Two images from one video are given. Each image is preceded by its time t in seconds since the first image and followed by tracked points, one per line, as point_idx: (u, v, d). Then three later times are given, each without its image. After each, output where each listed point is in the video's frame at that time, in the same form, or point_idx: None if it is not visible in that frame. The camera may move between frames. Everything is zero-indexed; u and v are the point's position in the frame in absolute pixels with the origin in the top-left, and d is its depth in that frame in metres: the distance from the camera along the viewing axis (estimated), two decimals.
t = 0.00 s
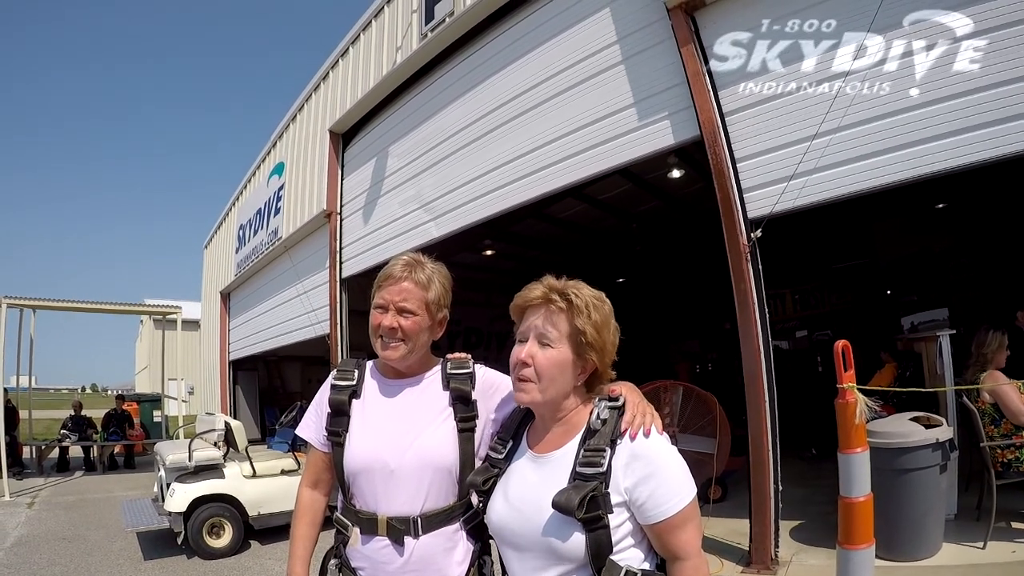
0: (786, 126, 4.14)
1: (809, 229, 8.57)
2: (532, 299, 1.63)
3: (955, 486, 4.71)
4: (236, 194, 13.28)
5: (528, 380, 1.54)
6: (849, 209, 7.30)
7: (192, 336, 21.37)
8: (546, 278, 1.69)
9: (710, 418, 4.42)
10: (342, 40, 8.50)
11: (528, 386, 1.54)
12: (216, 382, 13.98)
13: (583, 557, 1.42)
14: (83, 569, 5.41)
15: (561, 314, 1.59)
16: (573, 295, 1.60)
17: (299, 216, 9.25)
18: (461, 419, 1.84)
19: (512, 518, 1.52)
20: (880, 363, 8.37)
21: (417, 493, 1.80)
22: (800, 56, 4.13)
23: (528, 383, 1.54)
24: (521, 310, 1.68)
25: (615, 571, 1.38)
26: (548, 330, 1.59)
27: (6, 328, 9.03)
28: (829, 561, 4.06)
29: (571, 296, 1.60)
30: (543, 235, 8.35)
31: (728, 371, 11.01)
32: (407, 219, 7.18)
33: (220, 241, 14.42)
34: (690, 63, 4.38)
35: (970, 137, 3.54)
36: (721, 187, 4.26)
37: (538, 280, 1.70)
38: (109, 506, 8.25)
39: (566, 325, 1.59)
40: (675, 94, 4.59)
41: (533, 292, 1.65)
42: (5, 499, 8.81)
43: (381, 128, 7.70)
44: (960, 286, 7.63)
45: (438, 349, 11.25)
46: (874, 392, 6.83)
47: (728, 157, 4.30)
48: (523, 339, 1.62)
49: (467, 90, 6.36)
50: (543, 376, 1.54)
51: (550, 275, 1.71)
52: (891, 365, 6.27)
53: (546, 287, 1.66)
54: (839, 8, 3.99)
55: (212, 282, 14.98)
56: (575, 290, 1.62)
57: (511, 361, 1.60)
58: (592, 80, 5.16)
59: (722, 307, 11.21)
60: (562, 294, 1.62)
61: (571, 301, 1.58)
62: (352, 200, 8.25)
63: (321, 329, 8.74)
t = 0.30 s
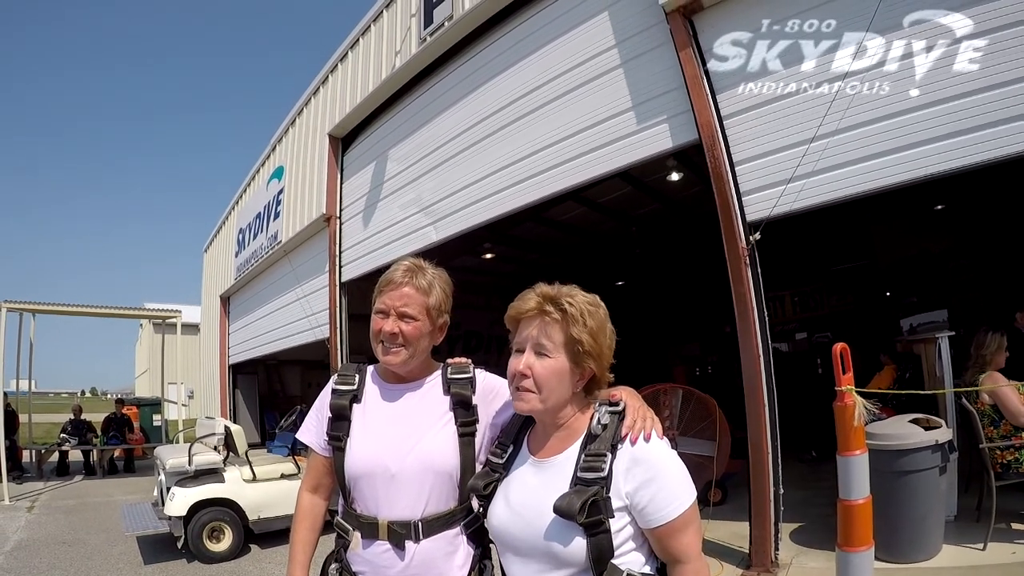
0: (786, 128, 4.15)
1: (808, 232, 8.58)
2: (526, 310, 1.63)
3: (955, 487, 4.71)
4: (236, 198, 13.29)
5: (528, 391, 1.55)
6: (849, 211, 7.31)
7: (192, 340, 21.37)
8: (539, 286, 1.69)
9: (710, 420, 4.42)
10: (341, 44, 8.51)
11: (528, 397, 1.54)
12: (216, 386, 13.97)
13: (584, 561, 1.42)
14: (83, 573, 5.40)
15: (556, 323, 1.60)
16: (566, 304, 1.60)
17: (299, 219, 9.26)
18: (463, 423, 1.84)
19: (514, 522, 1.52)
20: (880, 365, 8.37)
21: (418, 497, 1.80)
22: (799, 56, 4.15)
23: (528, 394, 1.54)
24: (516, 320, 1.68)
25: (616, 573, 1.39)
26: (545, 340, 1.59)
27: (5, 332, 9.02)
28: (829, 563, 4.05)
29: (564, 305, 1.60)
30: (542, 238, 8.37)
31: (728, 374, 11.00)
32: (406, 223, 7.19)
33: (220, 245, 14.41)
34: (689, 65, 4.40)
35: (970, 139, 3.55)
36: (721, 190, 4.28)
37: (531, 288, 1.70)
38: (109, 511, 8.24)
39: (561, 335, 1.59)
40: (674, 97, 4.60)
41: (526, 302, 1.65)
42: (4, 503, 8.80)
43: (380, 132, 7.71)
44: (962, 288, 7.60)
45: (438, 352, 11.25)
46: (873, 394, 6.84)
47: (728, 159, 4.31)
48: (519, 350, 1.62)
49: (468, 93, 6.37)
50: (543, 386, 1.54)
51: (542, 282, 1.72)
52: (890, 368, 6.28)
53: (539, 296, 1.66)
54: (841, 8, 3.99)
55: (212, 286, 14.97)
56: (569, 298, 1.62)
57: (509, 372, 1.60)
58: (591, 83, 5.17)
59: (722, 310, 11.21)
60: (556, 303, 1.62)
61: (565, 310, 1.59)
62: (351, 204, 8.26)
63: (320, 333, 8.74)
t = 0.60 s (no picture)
0: (788, 127, 4.14)
1: (811, 230, 8.56)
2: (538, 301, 1.64)
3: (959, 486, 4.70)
4: (239, 196, 13.31)
5: (536, 381, 1.55)
6: (853, 209, 7.29)
7: (196, 339, 21.41)
8: (551, 280, 1.70)
9: (714, 418, 4.42)
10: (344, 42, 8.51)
11: (536, 387, 1.54)
12: (220, 384, 14.01)
13: (590, 557, 1.42)
14: (88, 569, 5.43)
15: (567, 316, 1.60)
16: (579, 297, 1.61)
17: (302, 218, 9.28)
18: (468, 421, 1.85)
19: (520, 518, 1.52)
20: (884, 363, 8.35)
21: (424, 494, 1.80)
22: (800, 55, 4.14)
23: (536, 383, 1.55)
24: (528, 313, 1.69)
25: (622, 570, 1.39)
26: (556, 331, 1.59)
27: (10, 330, 9.05)
28: (832, 561, 4.05)
29: (577, 298, 1.60)
30: (546, 236, 8.37)
31: (732, 372, 11.00)
32: (410, 221, 7.20)
33: (224, 243, 14.43)
34: (692, 64, 4.39)
35: (973, 137, 3.54)
36: (724, 189, 4.27)
37: (544, 282, 1.71)
38: (114, 507, 8.28)
39: (573, 327, 1.59)
40: (677, 95, 4.59)
41: (539, 294, 1.65)
42: (9, 500, 8.84)
43: (383, 131, 7.71)
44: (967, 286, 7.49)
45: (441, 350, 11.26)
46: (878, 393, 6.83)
47: (731, 158, 4.31)
48: (529, 341, 1.63)
49: (470, 92, 6.37)
50: (551, 377, 1.54)
51: (555, 277, 1.72)
52: (894, 366, 6.28)
53: (552, 289, 1.66)
54: (841, 8, 3.98)
55: (216, 284, 15.00)
56: (581, 292, 1.62)
57: (518, 363, 1.60)
58: (593, 83, 5.17)
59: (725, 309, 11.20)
60: (568, 296, 1.62)
61: (577, 303, 1.59)
62: (354, 202, 8.26)
63: (324, 332, 8.75)
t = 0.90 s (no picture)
0: (790, 126, 4.13)
1: (814, 230, 8.54)
2: (549, 294, 1.64)
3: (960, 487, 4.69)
4: (241, 193, 13.31)
5: (542, 374, 1.55)
6: (857, 208, 7.27)
7: (198, 335, 21.44)
8: (563, 275, 1.70)
9: (716, 417, 4.42)
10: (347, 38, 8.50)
11: (542, 379, 1.54)
12: (221, 381, 14.03)
13: (594, 555, 1.42)
14: (89, 565, 5.43)
15: (577, 310, 1.60)
16: (590, 292, 1.61)
17: (304, 215, 9.28)
18: (470, 418, 1.84)
19: (523, 515, 1.51)
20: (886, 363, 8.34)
21: (426, 492, 1.80)
22: (800, 55, 4.13)
23: (542, 377, 1.54)
24: (538, 306, 1.69)
25: (626, 569, 1.38)
26: (564, 324, 1.59)
27: (12, 325, 9.06)
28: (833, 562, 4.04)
29: (588, 293, 1.61)
30: (548, 234, 8.36)
31: (734, 371, 10.98)
32: (412, 219, 7.20)
33: (226, 240, 14.44)
34: (696, 62, 4.38)
35: (975, 138, 3.52)
36: (727, 188, 4.28)
37: (555, 278, 1.71)
38: (115, 503, 8.29)
39: (582, 321, 1.59)
40: (680, 94, 4.59)
41: (550, 288, 1.66)
42: (11, 496, 8.85)
43: (386, 129, 7.72)
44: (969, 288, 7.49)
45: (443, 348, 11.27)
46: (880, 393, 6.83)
47: (733, 158, 4.30)
48: (537, 335, 1.63)
49: (472, 90, 6.37)
50: (557, 370, 1.54)
51: (567, 273, 1.72)
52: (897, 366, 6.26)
53: (563, 284, 1.67)
54: (841, 8, 3.97)
55: (218, 280, 15.01)
56: (592, 288, 1.62)
57: (525, 356, 1.60)
58: (595, 81, 5.16)
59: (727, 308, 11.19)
60: (579, 290, 1.62)
61: (588, 297, 1.59)
62: (357, 199, 8.26)
63: (326, 328, 8.76)
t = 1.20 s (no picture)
0: (791, 127, 4.12)
1: (815, 230, 8.54)
2: (537, 301, 1.63)
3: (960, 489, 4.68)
4: (242, 193, 13.31)
5: (537, 381, 1.54)
6: (857, 209, 7.26)
7: (198, 335, 21.43)
8: (550, 277, 1.68)
9: (716, 418, 4.42)
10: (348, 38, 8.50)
11: (537, 387, 1.54)
12: (221, 380, 14.01)
13: (592, 557, 1.41)
14: (88, 565, 5.43)
15: (566, 315, 1.58)
16: (578, 295, 1.59)
17: (304, 215, 9.27)
18: (470, 417, 1.84)
19: (522, 516, 1.51)
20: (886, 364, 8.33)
21: (424, 491, 1.80)
22: (799, 55, 4.14)
23: (537, 384, 1.54)
24: (528, 311, 1.68)
25: (624, 570, 1.38)
26: (555, 330, 1.58)
27: (11, 324, 9.04)
28: (833, 563, 4.03)
29: (576, 296, 1.59)
30: (548, 234, 8.36)
31: (734, 372, 10.98)
32: (413, 218, 7.19)
33: (226, 239, 14.43)
34: (697, 62, 4.37)
35: (977, 138, 3.51)
36: (728, 189, 4.27)
37: (543, 280, 1.69)
38: (114, 503, 8.27)
39: (572, 326, 1.58)
40: (680, 94, 4.59)
41: (537, 293, 1.64)
42: (10, 495, 8.85)
43: (386, 128, 7.71)
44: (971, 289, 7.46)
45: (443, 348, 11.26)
46: (880, 394, 6.82)
47: (735, 158, 4.30)
48: (529, 341, 1.62)
49: (473, 90, 6.37)
50: (552, 377, 1.53)
51: (554, 274, 1.70)
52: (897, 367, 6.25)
53: (551, 288, 1.65)
54: (841, 8, 3.98)
55: (218, 280, 14.99)
56: (581, 290, 1.61)
57: (519, 363, 1.60)
58: (596, 82, 5.17)
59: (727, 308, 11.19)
60: (568, 294, 1.61)
61: (576, 301, 1.58)
62: (357, 199, 8.26)
63: (326, 328, 8.75)
